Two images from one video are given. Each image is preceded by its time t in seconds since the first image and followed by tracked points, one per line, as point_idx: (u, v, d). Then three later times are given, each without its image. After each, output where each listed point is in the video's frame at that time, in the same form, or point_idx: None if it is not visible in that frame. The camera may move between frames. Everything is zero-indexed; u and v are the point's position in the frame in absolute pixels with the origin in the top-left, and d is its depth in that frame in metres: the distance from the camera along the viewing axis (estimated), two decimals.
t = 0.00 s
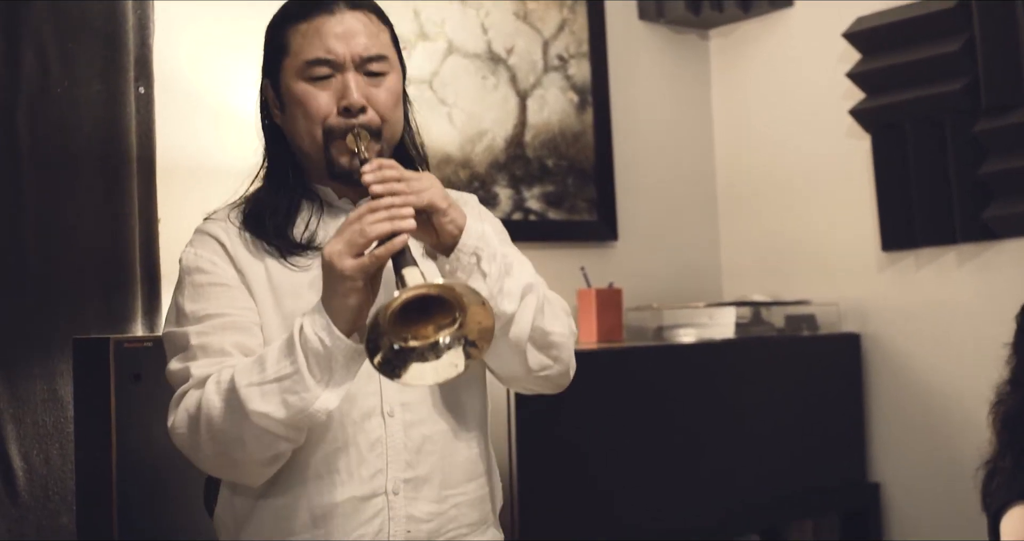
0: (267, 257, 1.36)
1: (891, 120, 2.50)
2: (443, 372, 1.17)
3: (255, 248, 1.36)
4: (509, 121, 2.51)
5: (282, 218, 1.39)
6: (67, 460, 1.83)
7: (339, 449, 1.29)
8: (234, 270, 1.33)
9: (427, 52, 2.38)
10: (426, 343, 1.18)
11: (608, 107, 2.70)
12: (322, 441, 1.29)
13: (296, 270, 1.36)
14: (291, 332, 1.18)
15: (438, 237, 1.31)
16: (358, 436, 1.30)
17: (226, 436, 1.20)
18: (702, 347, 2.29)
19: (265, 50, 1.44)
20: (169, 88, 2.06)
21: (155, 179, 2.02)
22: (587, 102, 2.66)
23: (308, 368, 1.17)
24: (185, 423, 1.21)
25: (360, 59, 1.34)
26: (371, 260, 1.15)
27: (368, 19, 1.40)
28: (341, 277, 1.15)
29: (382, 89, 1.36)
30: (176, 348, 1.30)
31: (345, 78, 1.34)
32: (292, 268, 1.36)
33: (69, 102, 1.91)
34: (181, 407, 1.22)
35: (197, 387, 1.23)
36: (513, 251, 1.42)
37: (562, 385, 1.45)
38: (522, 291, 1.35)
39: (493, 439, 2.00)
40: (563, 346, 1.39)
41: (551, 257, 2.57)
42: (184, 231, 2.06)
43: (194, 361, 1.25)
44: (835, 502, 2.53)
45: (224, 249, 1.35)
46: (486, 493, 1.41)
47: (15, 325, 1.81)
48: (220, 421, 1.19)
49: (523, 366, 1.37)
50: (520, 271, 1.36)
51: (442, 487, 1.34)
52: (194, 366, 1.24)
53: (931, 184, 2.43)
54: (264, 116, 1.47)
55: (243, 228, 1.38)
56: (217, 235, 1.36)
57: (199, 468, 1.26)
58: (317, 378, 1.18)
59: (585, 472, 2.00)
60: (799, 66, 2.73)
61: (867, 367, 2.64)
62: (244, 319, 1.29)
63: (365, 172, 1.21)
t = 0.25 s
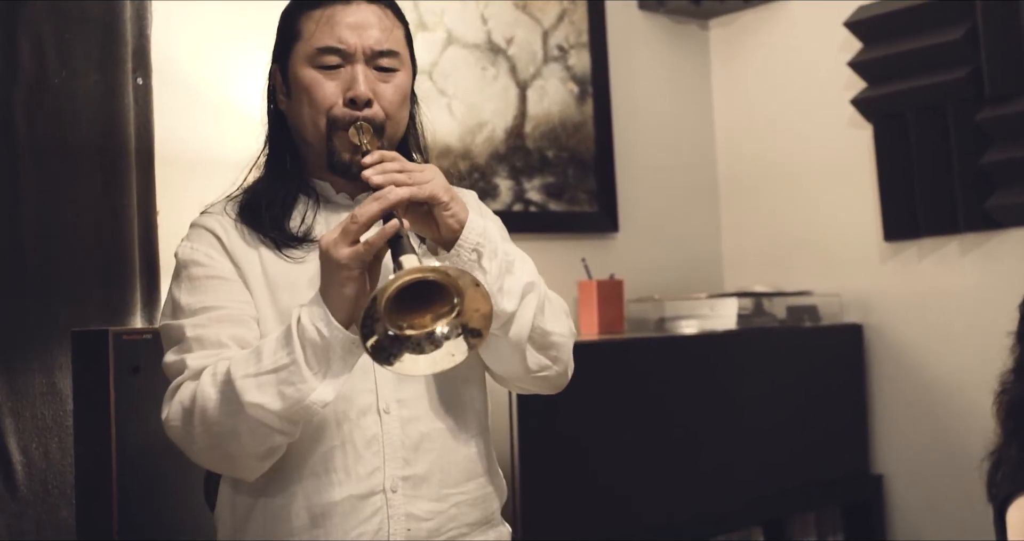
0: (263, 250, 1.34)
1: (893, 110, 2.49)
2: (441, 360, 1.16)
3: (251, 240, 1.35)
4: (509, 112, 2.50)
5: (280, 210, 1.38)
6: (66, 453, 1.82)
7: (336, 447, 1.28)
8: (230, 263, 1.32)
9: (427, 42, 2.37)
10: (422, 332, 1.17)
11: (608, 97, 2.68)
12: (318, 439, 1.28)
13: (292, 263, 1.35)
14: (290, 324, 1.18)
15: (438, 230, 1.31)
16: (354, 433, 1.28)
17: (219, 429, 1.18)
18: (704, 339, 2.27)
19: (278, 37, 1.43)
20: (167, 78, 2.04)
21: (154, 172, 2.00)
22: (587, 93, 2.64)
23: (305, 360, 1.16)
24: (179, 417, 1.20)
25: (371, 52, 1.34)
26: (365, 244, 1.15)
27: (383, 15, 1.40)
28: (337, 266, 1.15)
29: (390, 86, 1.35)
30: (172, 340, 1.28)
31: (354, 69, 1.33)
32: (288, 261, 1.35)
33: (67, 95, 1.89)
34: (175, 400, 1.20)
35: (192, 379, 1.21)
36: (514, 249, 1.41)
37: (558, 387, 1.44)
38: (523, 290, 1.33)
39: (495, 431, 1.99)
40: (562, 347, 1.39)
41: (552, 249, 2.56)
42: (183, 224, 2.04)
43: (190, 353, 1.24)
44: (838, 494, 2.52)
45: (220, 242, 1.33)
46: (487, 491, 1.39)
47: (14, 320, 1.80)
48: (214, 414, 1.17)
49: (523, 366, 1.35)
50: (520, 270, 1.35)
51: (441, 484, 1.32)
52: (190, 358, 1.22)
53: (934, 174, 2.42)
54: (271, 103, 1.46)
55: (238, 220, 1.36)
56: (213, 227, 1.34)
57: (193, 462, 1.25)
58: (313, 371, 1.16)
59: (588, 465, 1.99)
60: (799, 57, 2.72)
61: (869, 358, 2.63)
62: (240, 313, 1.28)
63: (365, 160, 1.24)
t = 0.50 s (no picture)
0: (266, 255, 1.33)
1: (900, 112, 2.48)
2: (449, 370, 1.15)
3: (254, 244, 1.33)
4: (513, 115, 2.49)
5: (284, 215, 1.36)
6: (69, 461, 1.80)
7: (341, 454, 1.26)
8: (233, 268, 1.30)
9: (431, 45, 2.35)
10: (431, 341, 1.16)
11: (612, 101, 2.67)
12: (323, 445, 1.27)
13: (296, 268, 1.33)
14: (293, 328, 1.16)
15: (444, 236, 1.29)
16: (359, 440, 1.27)
17: (219, 433, 1.17)
18: (709, 343, 2.26)
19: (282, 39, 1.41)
20: (170, 81, 2.03)
21: (156, 176, 1.99)
22: (591, 96, 2.63)
23: (307, 363, 1.15)
24: (178, 420, 1.19)
25: (378, 57, 1.32)
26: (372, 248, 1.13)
27: (389, 17, 1.38)
28: (343, 269, 1.13)
29: (397, 91, 1.34)
30: (173, 344, 1.27)
31: (361, 74, 1.32)
32: (291, 266, 1.33)
33: (69, 99, 1.88)
34: (175, 403, 1.19)
35: (192, 383, 1.20)
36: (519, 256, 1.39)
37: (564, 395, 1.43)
38: (529, 298, 1.32)
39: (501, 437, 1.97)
40: (568, 355, 1.37)
41: (557, 253, 2.55)
42: (185, 228, 2.03)
43: (191, 357, 1.23)
44: (845, 498, 2.50)
45: (223, 246, 1.32)
46: (494, 500, 1.37)
47: (16, 325, 1.79)
48: (214, 417, 1.16)
49: (528, 374, 1.34)
50: (526, 277, 1.34)
51: (447, 493, 1.31)
52: (191, 361, 1.21)
53: (941, 176, 2.41)
54: (275, 107, 1.45)
55: (242, 224, 1.35)
56: (216, 231, 1.33)
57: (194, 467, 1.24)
58: (315, 375, 1.15)
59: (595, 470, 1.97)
60: (805, 59, 2.71)
61: (877, 362, 2.62)
62: (242, 317, 1.26)
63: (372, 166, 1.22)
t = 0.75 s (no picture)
0: (265, 257, 1.33)
1: (902, 113, 2.47)
2: (451, 367, 1.15)
3: (254, 246, 1.33)
4: (514, 117, 2.48)
5: (283, 217, 1.36)
6: (71, 463, 1.80)
7: (342, 456, 1.26)
8: (233, 270, 1.30)
9: (432, 47, 2.35)
10: (432, 339, 1.16)
11: (614, 102, 2.67)
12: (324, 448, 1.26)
13: (296, 271, 1.33)
14: (293, 329, 1.16)
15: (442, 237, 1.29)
16: (361, 442, 1.26)
17: (218, 435, 1.17)
18: (711, 344, 2.25)
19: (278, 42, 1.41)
20: (170, 83, 2.03)
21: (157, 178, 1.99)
22: (592, 98, 2.63)
23: (307, 365, 1.14)
24: (177, 422, 1.18)
25: (374, 59, 1.32)
26: (374, 248, 1.13)
27: (386, 19, 1.38)
28: (344, 270, 1.12)
29: (393, 93, 1.33)
30: (173, 346, 1.27)
31: (357, 77, 1.31)
32: (290, 268, 1.33)
33: (69, 101, 1.88)
34: (174, 405, 1.19)
35: (191, 384, 1.20)
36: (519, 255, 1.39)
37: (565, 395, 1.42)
38: (530, 296, 1.31)
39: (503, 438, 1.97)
40: (569, 353, 1.37)
41: (559, 254, 2.54)
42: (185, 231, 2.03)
43: (190, 358, 1.23)
44: (849, 499, 2.49)
45: (223, 249, 1.31)
46: (495, 501, 1.37)
47: (16, 327, 1.78)
48: (213, 419, 1.16)
49: (529, 373, 1.34)
50: (526, 276, 1.34)
51: (448, 494, 1.30)
52: (190, 362, 1.21)
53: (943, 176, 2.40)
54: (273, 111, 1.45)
55: (242, 227, 1.35)
56: (216, 234, 1.32)
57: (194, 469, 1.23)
58: (315, 376, 1.15)
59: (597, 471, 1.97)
60: (806, 60, 2.70)
61: (880, 363, 2.61)
62: (241, 319, 1.26)
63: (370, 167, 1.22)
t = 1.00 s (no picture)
0: (267, 252, 1.33)
1: (903, 111, 2.47)
2: (460, 337, 1.16)
3: (255, 243, 1.33)
4: (516, 116, 2.49)
5: (284, 214, 1.36)
6: (74, 464, 1.80)
7: (346, 451, 1.26)
8: (235, 266, 1.30)
9: (433, 47, 2.35)
10: (439, 311, 1.17)
11: (615, 101, 2.67)
12: (327, 443, 1.26)
13: (298, 266, 1.33)
14: (295, 311, 1.16)
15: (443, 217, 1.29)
16: (364, 437, 1.26)
17: (222, 423, 1.16)
18: (713, 343, 2.25)
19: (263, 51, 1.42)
20: (171, 83, 2.03)
21: (158, 178, 1.99)
22: (593, 98, 2.63)
23: (310, 345, 1.14)
24: (181, 413, 1.18)
25: (356, 48, 1.32)
26: (375, 227, 1.12)
27: (365, 12, 1.38)
28: (346, 249, 1.13)
29: (382, 79, 1.33)
30: (175, 341, 1.27)
31: (343, 66, 1.32)
32: (292, 264, 1.33)
33: (70, 101, 1.88)
34: (177, 395, 1.19)
35: (194, 373, 1.20)
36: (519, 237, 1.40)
37: (574, 373, 1.43)
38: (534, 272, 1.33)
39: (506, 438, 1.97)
40: (576, 329, 1.37)
41: (561, 254, 2.54)
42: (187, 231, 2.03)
43: (194, 349, 1.22)
44: (851, 498, 2.49)
45: (225, 244, 1.31)
46: (494, 494, 1.38)
47: (20, 328, 1.78)
48: (217, 406, 1.15)
49: (539, 348, 1.34)
50: (529, 253, 1.35)
51: (451, 487, 1.30)
52: (193, 352, 1.21)
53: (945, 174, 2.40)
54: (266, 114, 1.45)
55: (243, 223, 1.35)
56: (217, 230, 1.32)
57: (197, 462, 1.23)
58: (318, 356, 1.14)
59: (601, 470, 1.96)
60: (807, 58, 2.70)
61: (881, 361, 2.61)
62: (244, 312, 1.26)
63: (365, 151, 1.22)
